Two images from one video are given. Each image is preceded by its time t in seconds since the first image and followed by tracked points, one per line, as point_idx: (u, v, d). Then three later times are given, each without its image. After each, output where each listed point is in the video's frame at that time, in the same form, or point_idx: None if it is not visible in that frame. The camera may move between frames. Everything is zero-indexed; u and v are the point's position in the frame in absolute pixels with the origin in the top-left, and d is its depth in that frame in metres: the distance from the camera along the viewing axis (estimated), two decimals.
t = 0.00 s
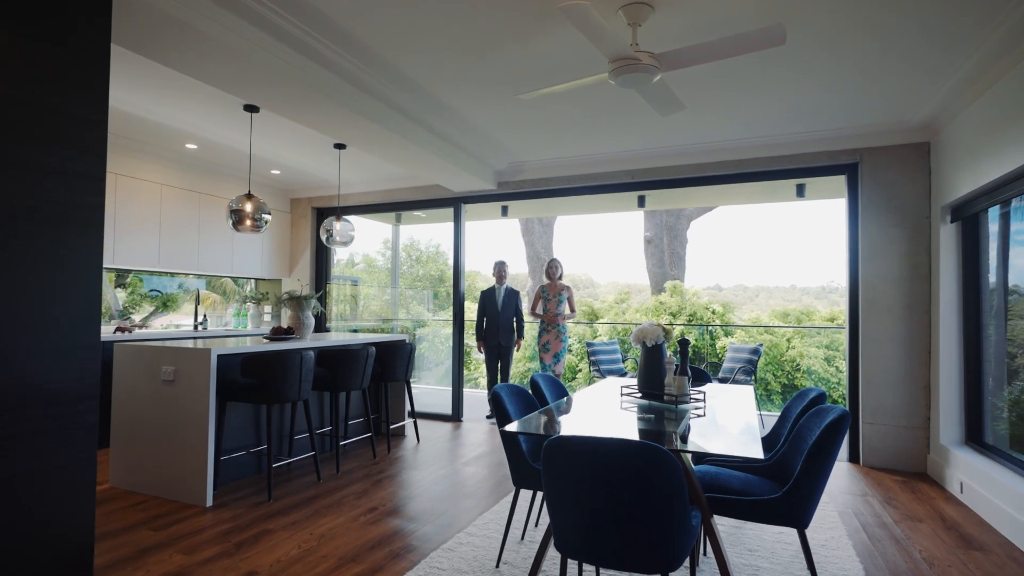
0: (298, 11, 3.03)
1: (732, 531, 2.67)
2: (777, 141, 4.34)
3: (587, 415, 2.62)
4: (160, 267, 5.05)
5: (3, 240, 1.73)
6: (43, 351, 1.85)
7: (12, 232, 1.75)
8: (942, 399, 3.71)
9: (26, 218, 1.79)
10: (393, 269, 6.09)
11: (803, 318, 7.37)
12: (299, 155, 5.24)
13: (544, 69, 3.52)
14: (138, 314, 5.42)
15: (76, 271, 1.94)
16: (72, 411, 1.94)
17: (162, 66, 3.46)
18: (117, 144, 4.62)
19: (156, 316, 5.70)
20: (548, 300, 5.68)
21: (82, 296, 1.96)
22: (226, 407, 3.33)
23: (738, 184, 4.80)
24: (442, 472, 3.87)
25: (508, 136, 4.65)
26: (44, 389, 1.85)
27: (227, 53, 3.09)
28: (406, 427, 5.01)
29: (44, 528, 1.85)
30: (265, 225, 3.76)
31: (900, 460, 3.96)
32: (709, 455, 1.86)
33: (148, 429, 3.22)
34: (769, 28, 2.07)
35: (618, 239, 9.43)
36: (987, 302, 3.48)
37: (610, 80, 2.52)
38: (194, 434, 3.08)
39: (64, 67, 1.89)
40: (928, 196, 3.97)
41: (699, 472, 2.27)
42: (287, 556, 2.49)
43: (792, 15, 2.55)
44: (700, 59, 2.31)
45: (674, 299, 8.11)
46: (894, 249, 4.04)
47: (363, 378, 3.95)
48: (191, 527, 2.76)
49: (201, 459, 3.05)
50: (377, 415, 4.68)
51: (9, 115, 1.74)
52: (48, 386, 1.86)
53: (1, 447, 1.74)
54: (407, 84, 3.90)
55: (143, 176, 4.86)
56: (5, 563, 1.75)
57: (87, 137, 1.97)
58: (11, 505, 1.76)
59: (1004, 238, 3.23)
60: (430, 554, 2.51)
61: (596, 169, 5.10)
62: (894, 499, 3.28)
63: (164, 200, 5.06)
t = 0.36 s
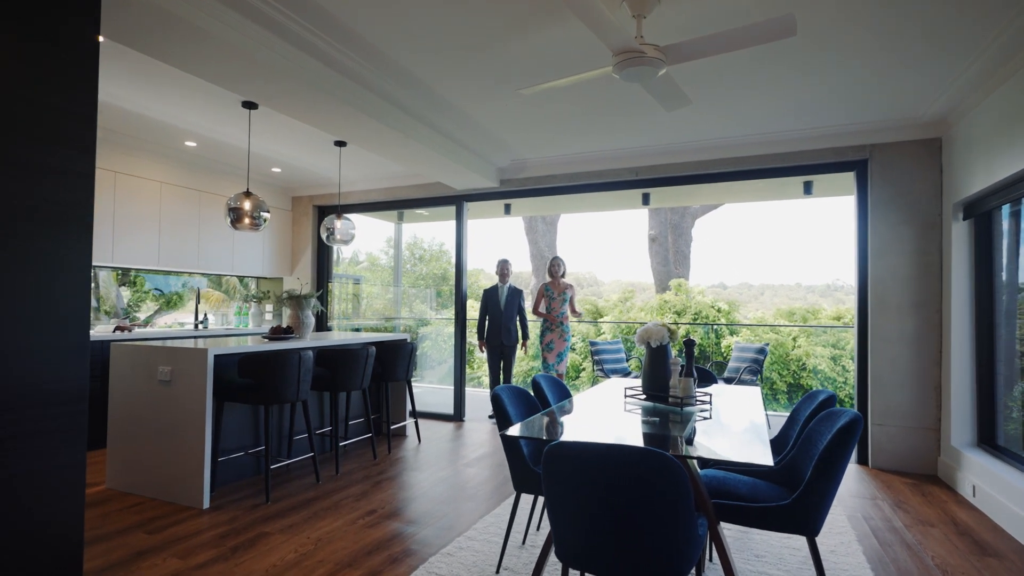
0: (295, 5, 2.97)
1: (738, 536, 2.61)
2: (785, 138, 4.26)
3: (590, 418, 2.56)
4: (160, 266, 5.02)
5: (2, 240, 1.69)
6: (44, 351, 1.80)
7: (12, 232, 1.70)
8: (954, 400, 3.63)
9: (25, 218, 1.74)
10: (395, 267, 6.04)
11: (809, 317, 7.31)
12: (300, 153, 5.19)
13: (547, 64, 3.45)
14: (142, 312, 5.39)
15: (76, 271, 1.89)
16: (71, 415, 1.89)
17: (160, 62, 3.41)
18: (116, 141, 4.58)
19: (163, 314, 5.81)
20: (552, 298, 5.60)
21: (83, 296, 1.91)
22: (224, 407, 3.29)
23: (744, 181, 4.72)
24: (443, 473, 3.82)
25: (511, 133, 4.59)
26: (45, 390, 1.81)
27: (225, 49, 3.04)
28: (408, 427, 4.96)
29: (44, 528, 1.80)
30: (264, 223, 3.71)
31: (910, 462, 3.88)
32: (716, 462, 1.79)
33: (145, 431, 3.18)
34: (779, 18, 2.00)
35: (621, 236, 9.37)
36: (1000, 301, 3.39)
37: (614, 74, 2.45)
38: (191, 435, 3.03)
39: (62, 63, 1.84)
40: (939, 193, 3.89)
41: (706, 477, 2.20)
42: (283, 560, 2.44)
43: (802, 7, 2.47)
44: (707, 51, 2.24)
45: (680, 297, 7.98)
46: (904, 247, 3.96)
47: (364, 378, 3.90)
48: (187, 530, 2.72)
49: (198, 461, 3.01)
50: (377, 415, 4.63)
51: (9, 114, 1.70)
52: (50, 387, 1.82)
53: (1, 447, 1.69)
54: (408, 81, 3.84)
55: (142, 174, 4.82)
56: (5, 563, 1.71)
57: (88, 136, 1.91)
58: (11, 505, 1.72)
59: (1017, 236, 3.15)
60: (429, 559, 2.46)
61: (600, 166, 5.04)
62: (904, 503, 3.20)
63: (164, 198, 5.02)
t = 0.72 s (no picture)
0: None
1: (745, 542, 2.55)
2: (792, 134, 4.18)
3: (593, 420, 2.50)
4: (160, 265, 4.98)
5: (3, 239, 1.67)
6: (43, 350, 1.78)
7: (13, 231, 1.70)
8: (966, 402, 3.55)
9: (26, 218, 1.73)
10: (398, 266, 5.99)
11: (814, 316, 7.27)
12: (300, 151, 5.14)
13: (550, 59, 3.38)
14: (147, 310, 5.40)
15: (76, 271, 1.87)
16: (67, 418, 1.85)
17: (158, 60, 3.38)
18: (115, 140, 4.54)
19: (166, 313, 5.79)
20: (556, 296, 5.54)
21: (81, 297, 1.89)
22: (222, 408, 3.24)
23: (751, 179, 4.64)
24: (444, 475, 3.77)
25: (513, 130, 4.53)
26: (47, 389, 1.79)
27: (223, 47, 3.00)
28: (409, 427, 4.91)
29: (44, 528, 1.78)
30: (263, 221, 3.67)
31: (920, 465, 3.80)
32: (723, 468, 1.73)
33: (141, 432, 3.14)
34: (790, 9, 1.93)
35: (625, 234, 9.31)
36: (1014, 301, 3.31)
37: (617, 68, 2.38)
38: (188, 436, 2.99)
39: (59, 60, 1.81)
40: (950, 190, 3.81)
41: (712, 482, 2.14)
42: (279, 565, 2.40)
43: None
44: (714, 45, 2.17)
45: (685, 296, 8.00)
46: (914, 245, 3.88)
47: (364, 379, 3.86)
48: (184, 533, 2.68)
49: (194, 463, 2.96)
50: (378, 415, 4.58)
51: (10, 112, 1.69)
52: (52, 386, 1.80)
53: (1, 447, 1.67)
54: (409, 78, 3.79)
55: (141, 173, 4.78)
56: (5, 563, 1.69)
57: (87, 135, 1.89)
58: (11, 504, 1.70)
59: None
60: (428, 564, 2.41)
61: (604, 163, 4.97)
62: (915, 507, 3.13)
63: (164, 197, 4.98)
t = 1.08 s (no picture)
0: None
1: (751, 549, 2.48)
2: (799, 130, 4.11)
3: (596, 421, 2.43)
4: (159, 264, 4.95)
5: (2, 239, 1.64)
6: (44, 352, 1.74)
7: (13, 231, 1.66)
8: (978, 404, 3.47)
9: (25, 217, 1.69)
10: (402, 264, 5.95)
11: (821, 316, 7.21)
12: (301, 149, 5.09)
13: (553, 53, 3.32)
14: (152, 310, 5.43)
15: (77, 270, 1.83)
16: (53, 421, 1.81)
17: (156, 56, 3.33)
18: (116, 138, 4.52)
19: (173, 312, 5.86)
20: (559, 296, 5.47)
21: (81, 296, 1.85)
22: (219, 408, 3.20)
23: (756, 176, 4.56)
24: (445, 477, 3.71)
25: (515, 127, 4.46)
26: (50, 389, 1.75)
27: (222, 42, 2.96)
28: (410, 428, 4.86)
29: (45, 528, 1.74)
30: (261, 220, 3.62)
31: (930, 468, 3.72)
32: (729, 475, 1.67)
33: (137, 434, 3.10)
34: None
35: (629, 233, 9.21)
36: None
37: (620, 61, 2.32)
38: (185, 438, 2.94)
39: (53, 52, 1.76)
40: (962, 187, 3.72)
41: (717, 487, 2.08)
42: (274, 570, 2.35)
43: None
44: (719, 36, 2.11)
45: (690, 296, 7.89)
46: (925, 243, 3.80)
47: (363, 380, 3.81)
48: (179, 537, 2.63)
49: (191, 465, 2.92)
50: (379, 417, 4.53)
51: (9, 108, 1.65)
52: (53, 385, 1.76)
53: None
54: (410, 75, 3.74)
55: (141, 172, 4.75)
56: (5, 564, 1.64)
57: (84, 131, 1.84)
58: (11, 504, 1.65)
59: None
60: (426, 570, 2.36)
61: (608, 161, 4.90)
62: (926, 512, 3.05)
63: (163, 196, 4.95)
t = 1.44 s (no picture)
0: None
1: (759, 557, 2.40)
2: (806, 125, 4.02)
3: (598, 423, 2.37)
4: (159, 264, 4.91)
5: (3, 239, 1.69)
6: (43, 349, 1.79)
7: (13, 231, 1.72)
8: (992, 405, 3.38)
9: (26, 217, 1.75)
10: (404, 263, 5.89)
11: (828, 316, 7.17)
12: (301, 147, 5.05)
13: (555, 47, 3.25)
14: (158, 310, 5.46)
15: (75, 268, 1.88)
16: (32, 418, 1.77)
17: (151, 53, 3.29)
18: (116, 137, 4.49)
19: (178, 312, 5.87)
20: (561, 296, 5.41)
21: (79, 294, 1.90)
22: (216, 410, 3.15)
23: (763, 173, 4.48)
24: (446, 479, 3.65)
25: (517, 124, 4.40)
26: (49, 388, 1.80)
27: (218, 38, 2.91)
28: (411, 429, 4.80)
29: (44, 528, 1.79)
30: (259, 218, 3.57)
31: (942, 471, 3.64)
32: (735, 482, 1.59)
33: (133, 436, 3.06)
34: None
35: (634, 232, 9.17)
36: None
37: (622, 52, 2.26)
38: (180, 440, 2.90)
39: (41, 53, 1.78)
40: (975, 183, 3.64)
41: (724, 493, 2.00)
42: None
43: None
44: (725, 26, 2.04)
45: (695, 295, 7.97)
46: (936, 241, 3.71)
47: (363, 380, 3.76)
48: (174, 541, 2.59)
49: (187, 467, 2.87)
50: (379, 418, 4.47)
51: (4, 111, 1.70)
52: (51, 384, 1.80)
53: None
54: (410, 70, 3.69)
55: (140, 171, 4.72)
56: (6, 564, 1.70)
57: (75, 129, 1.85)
58: (11, 504, 1.71)
59: None
60: None
61: (611, 158, 4.83)
62: (939, 517, 2.97)
63: (163, 195, 4.91)
